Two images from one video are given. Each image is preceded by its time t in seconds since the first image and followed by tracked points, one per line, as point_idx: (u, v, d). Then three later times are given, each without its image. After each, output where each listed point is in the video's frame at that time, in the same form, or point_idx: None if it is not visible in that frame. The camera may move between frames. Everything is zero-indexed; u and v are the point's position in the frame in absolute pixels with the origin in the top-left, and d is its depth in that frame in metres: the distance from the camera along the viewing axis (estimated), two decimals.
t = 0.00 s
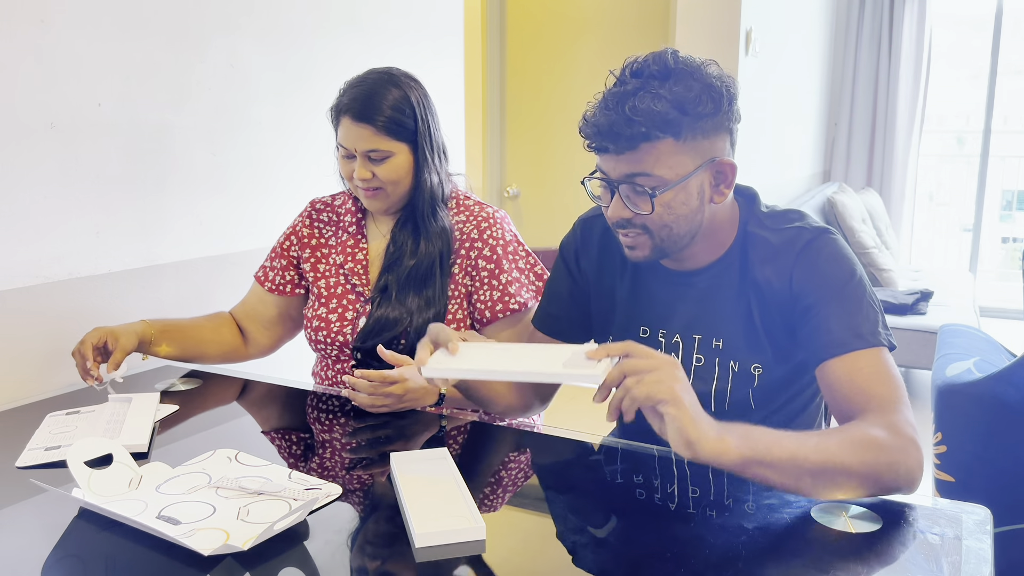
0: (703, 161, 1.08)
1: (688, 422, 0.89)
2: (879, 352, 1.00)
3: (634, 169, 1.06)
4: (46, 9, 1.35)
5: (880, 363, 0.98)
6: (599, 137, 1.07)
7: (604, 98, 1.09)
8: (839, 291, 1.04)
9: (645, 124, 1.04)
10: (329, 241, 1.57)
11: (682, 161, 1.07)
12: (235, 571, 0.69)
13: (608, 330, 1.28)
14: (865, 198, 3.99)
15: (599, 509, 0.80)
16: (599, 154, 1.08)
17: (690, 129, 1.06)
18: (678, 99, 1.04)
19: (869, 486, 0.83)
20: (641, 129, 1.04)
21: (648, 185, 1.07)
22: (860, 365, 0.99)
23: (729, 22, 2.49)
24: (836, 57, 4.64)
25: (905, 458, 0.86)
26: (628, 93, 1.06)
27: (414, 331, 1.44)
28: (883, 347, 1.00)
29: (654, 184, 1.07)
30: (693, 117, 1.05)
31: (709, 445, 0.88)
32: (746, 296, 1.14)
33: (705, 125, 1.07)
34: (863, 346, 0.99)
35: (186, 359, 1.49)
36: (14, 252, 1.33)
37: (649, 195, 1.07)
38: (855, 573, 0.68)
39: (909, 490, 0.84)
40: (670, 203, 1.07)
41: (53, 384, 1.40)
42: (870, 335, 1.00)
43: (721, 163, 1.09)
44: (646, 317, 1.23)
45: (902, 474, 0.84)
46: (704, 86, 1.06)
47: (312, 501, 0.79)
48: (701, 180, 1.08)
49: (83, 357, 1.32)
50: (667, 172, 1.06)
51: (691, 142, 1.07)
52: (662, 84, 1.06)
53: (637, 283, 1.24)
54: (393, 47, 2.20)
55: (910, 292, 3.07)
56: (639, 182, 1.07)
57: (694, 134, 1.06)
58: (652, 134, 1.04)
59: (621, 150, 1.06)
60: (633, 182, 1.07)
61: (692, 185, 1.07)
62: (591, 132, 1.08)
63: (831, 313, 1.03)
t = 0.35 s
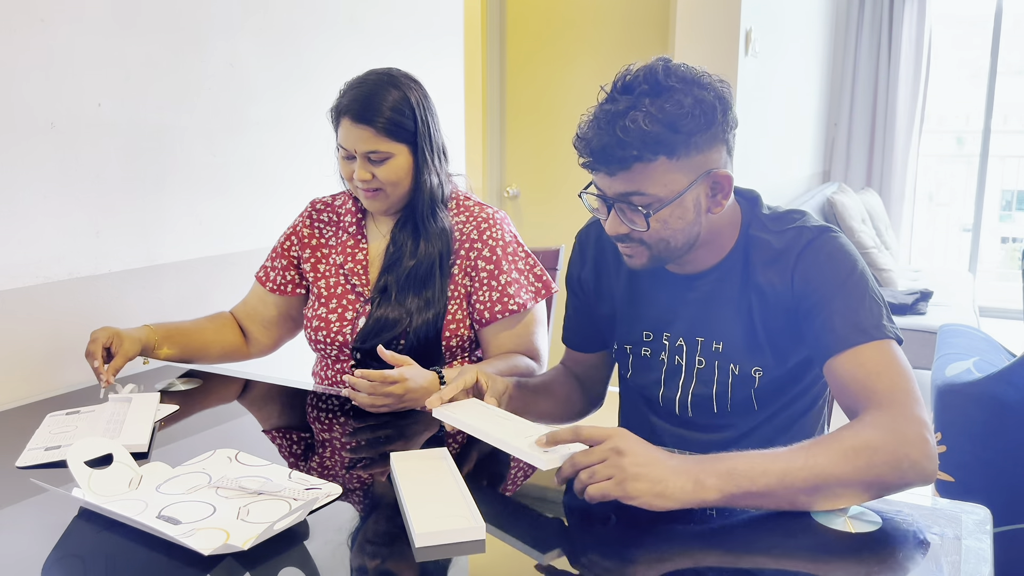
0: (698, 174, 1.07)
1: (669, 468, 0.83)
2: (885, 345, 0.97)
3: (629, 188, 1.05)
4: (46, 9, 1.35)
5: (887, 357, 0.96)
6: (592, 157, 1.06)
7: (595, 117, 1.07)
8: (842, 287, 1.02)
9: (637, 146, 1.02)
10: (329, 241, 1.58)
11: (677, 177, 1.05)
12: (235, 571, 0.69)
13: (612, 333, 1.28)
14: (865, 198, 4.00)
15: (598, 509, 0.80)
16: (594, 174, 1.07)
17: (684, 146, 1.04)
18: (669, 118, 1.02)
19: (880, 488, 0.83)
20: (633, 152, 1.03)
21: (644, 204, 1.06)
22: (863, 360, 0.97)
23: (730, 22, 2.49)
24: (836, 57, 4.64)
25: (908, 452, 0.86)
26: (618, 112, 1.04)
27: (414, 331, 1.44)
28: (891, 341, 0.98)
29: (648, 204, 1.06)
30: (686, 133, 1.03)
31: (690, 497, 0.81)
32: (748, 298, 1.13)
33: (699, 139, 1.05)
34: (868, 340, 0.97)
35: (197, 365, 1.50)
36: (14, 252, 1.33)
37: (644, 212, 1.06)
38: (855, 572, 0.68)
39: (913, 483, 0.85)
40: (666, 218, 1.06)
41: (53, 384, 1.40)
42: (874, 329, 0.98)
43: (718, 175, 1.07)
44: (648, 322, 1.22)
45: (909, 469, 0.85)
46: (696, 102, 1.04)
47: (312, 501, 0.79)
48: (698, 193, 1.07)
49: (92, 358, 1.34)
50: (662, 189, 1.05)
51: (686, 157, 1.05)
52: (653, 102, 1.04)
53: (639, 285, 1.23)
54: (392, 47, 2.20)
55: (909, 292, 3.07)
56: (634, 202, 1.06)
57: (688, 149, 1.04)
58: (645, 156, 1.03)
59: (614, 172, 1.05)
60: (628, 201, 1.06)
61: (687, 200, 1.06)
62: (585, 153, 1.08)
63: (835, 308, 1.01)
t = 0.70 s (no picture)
0: (691, 182, 1.06)
1: (649, 462, 0.84)
2: (877, 344, 0.97)
3: (622, 199, 1.06)
4: (46, 9, 1.35)
5: (879, 358, 0.97)
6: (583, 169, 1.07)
7: (586, 128, 1.07)
8: (839, 287, 1.03)
9: (626, 160, 1.03)
10: (329, 241, 1.58)
11: (669, 186, 1.05)
12: (235, 571, 0.69)
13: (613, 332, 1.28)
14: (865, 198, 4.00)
15: (598, 509, 0.80)
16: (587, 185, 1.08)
17: (673, 157, 1.03)
18: (658, 131, 1.02)
19: (859, 487, 0.83)
20: (622, 165, 1.03)
21: (636, 215, 1.06)
22: (850, 359, 0.97)
23: (731, 22, 2.49)
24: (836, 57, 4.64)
25: (886, 454, 0.85)
26: (607, 125, 1.04)
27: (415, 330, 1.44)
28: (884, 341, 0.98)
29: (640, 214, 1.06)
30: (676, 143, 1.03)
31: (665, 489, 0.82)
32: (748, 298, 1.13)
33: (691, 148, 1.04)
34: (861, 340, 0.98)
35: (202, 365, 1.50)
36: (14, 251, 1.33)
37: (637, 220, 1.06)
38: (857, 572, 0.68)
39: (890, 485, 0.84)
40: (659, 227, 1.06)
41: (52, 384, 1.40)
42: (868, 329, 0.98)
43: (711, 182, 1.06)
44: (648, 322, 1.22)
45: (884, 468, 0.84)
46: (684, 112, 1.03)
47: (313, 501, 0.79)
48: (691, 201, 1.06)
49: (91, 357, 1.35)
50: (654, 199, 1.05)
51: (677, 166, 1.04)
52: (641, 114, 1.03)
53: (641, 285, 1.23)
54: (392, 47, 2.20)
55: (909, 292, 3.07)
56: (627, 212, 1.06)
57: (680, 159, 1.04)
58: (635, 170, 1.03)
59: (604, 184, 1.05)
60: (620, 211, 1.07)
61: (680, 209, 1.06)
62: (577, 164, 1.08)
63: (830, 307, 1.02)
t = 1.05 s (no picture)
0: (683, 183, 1.06)
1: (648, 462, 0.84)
2: (863, 345, 0.97)
3: (615, 202, 1.05)
4: (47, 9, 1.35)
5: (863, 358, 0.96)
6: (575, 172, 1.06)
7: (577, 131, 1.06)
8: (828, 286, 1.02)
9: (617, 163, 1.02)
10: (328, 242, 1.57)
11: (662, 188, 1.05)
12: (235, 570, 0.69)
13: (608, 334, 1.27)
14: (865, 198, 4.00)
15: (598, 509, 0.80)
16: (578, 188, 1.08)
17: (665, 159, 1.03)
18: (648, 134, 1.01)
19: (842, 485, 0.84)
20: (613, 169, 1.03)
21: (630, 218, 1.06)
22: (833, 358, 0.97)
23: (731, 23, 2.49)
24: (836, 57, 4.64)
25: (863, 457, 0.86)
26: (597, 128, 1.03)
27: (414, 329, 1.44)
28: (870, 341, 0.97)
29: (633, 216, 1.06)
30: (667, 146, 1.02)
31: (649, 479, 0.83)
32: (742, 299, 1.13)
33: (682, 149, 1.04)
34: (847, 340, 0.97)
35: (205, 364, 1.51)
36: (14, 251, 1.33)
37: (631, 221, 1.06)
38: (857, 572, 0.68)
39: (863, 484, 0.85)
40: (653, 229, 1.06)
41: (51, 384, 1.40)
42: (854, 329, 0.97)
43: (704, 183, 1.06)
44: (643, 323, 1.22)
45: (858, 467, 0.85)
46: (675, 114, 1.02)
47: (312, 501, 0.79)
48: (684, 202, 1.06)
49: (125, 333, 1.40)
50: (646, 201, 1.05)
51: (668, 168, 1.04)
52: (631, 116, 1.02)
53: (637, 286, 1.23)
54: (392, 47, 2.20)
55: (909, 292, 3.08)
56: (620, 215, 1.06)
57: (671, 160, 1.03)
58: (626, 173, 1.03)
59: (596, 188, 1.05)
60: (614, 214, 1.06)
61: (673, 210, 1.05)
62: (569, 168, 1.07)
63: (818, 307, 1.01)
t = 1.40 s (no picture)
0: (677, 184, 1.05)
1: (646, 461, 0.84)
2: (833, 342, 0.94)
3: (612, 207, 1.04)
4: (46, 9, 1.35)
5: (831, 354, 0.93)
6: (569, 180, 1.06)
7: (568, 139, 1.05)
8: (807, 283, 1.00)
9: (613, 168, 1.01)
10: (329, 242, 1.58)
11: (657, 189, 1.04)
12: (235, 571, 0.69)
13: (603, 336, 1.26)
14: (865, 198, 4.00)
15: (599, 508, 0.80)
16: (575, 194, 1.07)
17: (659, 160, 1.02)
18: (642, 135, 1.00)
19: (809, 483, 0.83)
20: (609, 174, 1.02)
21: (628, 222, 1.05)
22: (799, 352, 0.95)
23: (731, 23, 2.49)
24: (836, 57, 4.64)
25: (815, 448, 0.84)
26: (588, 133, 1.02)
27: (419, 323, 1.45)
28: (842, 339, 0.95)
29: (630, 220, 1.05)
30: (661, 146, 1.01)
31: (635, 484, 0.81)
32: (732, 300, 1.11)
33: (675, 149, 1.03)
34: (817, 335, 0.95)
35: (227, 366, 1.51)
36: (14, 251, 1.33)
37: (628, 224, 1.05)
38: (856, 572, 0.68)
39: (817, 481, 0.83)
40: (650, 231, 1.05)
41: (52, 384, 1.40)
42: (826, 326, 0.95)
43: (696, 182, 1.05)
44: (637, 325, 1.21)
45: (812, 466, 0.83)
46: (665, 115, 1.02)
47: (312, 501, 0.79)
48: (678, 203, 1.05)
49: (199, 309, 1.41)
50: (641, 204, 1.04)
51: (663, 168, 1.03)
52: (621, 120, 1.02)
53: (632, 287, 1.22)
54: (392, 47, 2.20)
55: (909, 292, 3.08)
56: (617, 219, 1.05)
57: (666, 161, 1.02)
58: (622, 177, 1.02)
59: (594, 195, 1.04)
60: (611, 219, 1.06)
61: (669, 212, 1.04)
62: (563, 176, 1.07)
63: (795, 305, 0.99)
